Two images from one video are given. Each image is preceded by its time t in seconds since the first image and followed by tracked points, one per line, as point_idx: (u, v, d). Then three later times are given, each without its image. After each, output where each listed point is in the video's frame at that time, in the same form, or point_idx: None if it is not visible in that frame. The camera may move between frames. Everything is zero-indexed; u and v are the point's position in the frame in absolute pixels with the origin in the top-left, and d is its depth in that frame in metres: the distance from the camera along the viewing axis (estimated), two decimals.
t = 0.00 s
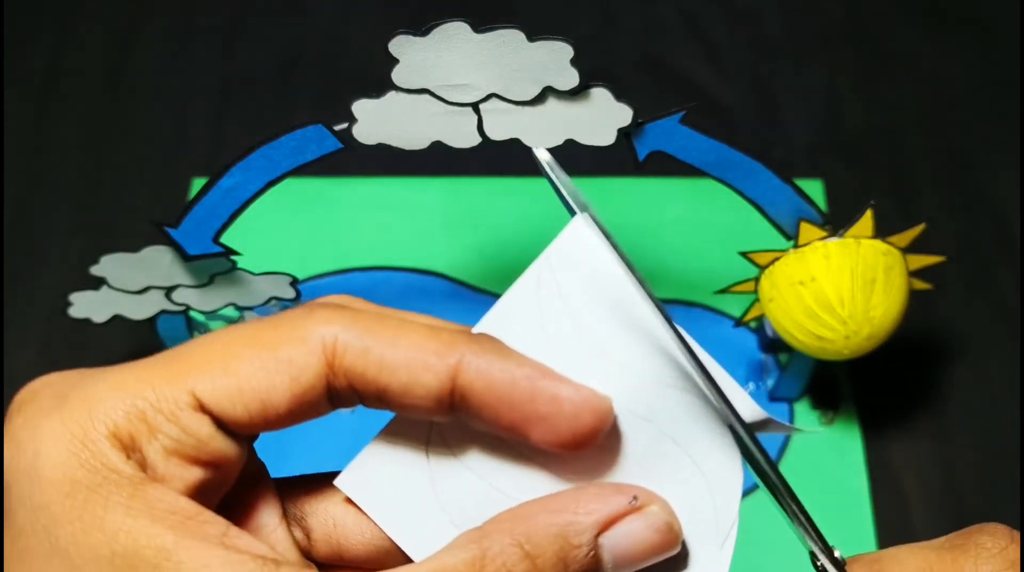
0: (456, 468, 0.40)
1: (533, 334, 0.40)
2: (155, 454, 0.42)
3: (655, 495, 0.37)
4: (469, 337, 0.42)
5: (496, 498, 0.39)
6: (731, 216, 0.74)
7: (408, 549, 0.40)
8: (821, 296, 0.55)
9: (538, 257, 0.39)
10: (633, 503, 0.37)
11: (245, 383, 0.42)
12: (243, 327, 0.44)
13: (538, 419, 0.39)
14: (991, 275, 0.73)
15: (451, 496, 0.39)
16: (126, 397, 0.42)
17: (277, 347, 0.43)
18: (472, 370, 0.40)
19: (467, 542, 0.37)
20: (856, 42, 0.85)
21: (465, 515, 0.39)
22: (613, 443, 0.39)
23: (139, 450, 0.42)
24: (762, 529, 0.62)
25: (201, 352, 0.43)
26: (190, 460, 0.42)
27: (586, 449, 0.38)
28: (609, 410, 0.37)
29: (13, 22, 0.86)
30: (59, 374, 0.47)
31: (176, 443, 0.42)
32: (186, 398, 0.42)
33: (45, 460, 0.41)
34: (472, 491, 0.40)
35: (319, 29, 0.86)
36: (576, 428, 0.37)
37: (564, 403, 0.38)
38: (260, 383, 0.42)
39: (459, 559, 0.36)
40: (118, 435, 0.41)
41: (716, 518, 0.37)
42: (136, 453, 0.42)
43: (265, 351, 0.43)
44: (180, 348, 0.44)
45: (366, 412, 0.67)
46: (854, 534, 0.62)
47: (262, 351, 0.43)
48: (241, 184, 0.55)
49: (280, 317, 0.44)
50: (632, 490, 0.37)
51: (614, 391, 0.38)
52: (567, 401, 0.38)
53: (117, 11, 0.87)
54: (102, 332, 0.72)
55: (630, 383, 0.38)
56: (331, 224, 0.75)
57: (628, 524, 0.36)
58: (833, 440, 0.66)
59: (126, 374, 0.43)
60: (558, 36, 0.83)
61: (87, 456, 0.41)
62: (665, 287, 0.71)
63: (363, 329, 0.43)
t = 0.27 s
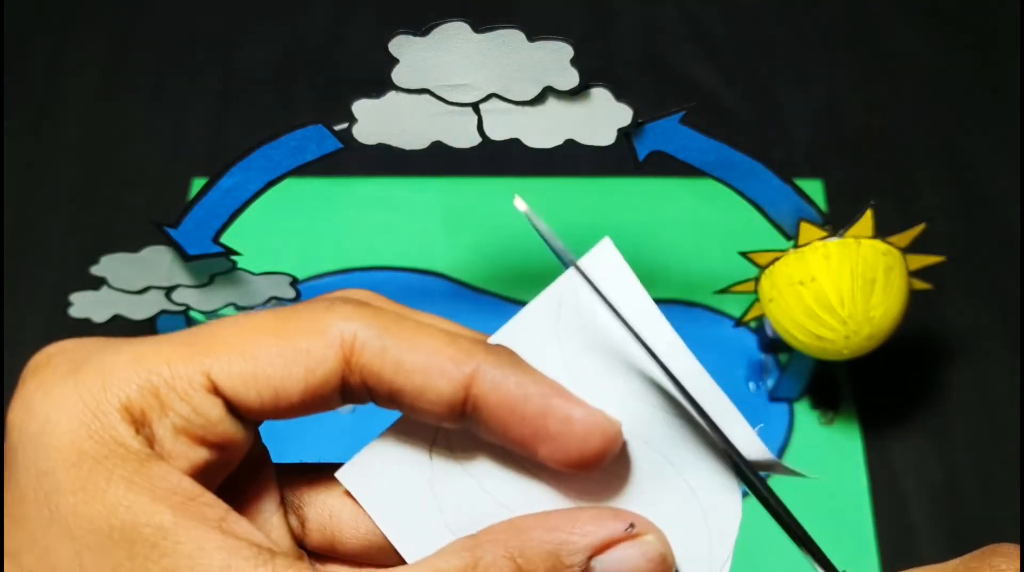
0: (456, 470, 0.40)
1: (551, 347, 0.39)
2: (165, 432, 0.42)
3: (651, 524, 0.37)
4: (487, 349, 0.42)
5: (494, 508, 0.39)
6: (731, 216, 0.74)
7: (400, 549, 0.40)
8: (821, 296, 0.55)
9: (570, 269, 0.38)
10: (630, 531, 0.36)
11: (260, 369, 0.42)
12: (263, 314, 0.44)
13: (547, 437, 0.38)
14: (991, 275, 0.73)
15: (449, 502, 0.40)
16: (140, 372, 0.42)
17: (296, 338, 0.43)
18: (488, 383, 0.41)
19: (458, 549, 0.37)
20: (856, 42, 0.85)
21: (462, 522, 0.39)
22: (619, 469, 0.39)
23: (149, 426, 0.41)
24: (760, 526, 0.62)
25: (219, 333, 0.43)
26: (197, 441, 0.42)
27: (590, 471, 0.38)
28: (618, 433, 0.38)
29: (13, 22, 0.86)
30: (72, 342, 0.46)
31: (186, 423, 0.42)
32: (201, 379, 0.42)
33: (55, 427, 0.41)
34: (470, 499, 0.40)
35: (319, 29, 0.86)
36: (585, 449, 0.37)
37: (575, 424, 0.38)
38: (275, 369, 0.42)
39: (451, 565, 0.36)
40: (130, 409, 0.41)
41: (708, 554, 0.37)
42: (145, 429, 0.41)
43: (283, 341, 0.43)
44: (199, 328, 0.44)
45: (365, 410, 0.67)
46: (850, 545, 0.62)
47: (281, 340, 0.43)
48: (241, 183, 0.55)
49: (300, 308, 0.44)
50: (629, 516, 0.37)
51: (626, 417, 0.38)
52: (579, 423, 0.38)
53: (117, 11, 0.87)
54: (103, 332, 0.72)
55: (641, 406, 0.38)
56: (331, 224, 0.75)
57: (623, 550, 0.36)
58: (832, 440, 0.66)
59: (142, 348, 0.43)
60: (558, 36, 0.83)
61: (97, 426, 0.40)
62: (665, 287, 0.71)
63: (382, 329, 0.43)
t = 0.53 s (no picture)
0: (470, 472, 0.41)
1: (574, 360, 0.39)
2: (184, 411, 0.41)
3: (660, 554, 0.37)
4: (514, 359, 0.41)
5: (503, 517, 0.40)
6: (732, 215, 0.74)
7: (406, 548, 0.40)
8: (821, 296, 0.55)
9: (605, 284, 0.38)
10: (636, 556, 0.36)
11: (286, 357, 0.41)
12: (294, 302, 0.43)
13: (566, 452, 0.38)
14: (992, 275, 0.73)
15: (458, 506, 0.40)
16: (166, 347, 0.41)
17: (326, 328, 0.42)
18: (511, 394, 0.40)
19: (463, 552, 0.37)
20: (856, 43, 0.85)
21: (470, 528, 0.39)
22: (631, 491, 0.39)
23: (170, 404, 0.40)
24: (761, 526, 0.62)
25: (249, 316, 0.42)
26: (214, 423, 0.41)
27: (605, 489, 0.38)
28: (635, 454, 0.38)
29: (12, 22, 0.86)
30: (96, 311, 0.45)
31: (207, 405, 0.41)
32: (226, 361, 0.41)
33: (76, 394, 0.39)
34: (480, 504, 0.40)
35: (319, 29, 0.86)
36: (601, 468, 0.37)
37: (592, 442, 0.38)
38: (301, 358, 0.41)
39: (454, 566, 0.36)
40: (153, 384, 0.40)
41: None
42: (166, 406, 0.40)
43: (312, 331, 0.42)
44: (228, 307, 0.43)
45: (364, 409, 0.67)
46: (851, 545, 0.62)
47: (309, 329, 0.42)
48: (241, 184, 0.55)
49: (331, 298, 0.44)
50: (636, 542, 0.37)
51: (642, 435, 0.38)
52: (596, 443, 0.37)
53: (117, 12, 0.87)
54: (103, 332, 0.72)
55: (658, 426, 0.38)
56: (331, 224, 0.75)
57: None
58: (834, 440, 0.65)
59: (170, 324, 0.42)
60: (558, 37, 0.83)
61: (118, 399, 0.39)
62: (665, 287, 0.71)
63: (412, 330, 0.42)
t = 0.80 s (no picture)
0: (465, 475, 0.41)
1: (579, 371, 0.41)
2: (184, 405, 0.41)
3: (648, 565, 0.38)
4: (518, 368, 0.41)
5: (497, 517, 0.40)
6: (731, 216, 0.74)
7: (399, 548, 0.40)
8: (820, 296, 0.55)
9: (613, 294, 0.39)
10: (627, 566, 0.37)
11: (287, 357, 0.41)
12: (299, 301, 0.43)
13: (564, 462, 0.39)
14: (991, 275, 0.73)
15: (451, 505, 0.40)
16: (169, 340, 0.41)
17: (329, 330, 0.42)
18: (513, 400, 0.40)
19: (455, 553, 0.37)
20: (856, 43, 0.85)
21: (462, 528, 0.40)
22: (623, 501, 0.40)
23: (171, 399, 0.40)
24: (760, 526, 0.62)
25: (253, 313, 0.42)
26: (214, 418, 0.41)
27: (601, 497, 0.39)
28: (632, 465, 0.38)
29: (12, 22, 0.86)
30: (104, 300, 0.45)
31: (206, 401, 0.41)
32: (227, 357, 0.41)
33: (76, 385, 0.39)
34: (474, 506, 0.40)
35: (319, 29, 0.86)
36: (598, 477, 0.38)
37: (591, 452, 0.38)
38: (301, 358, 0.41)
39: (446, 566, 0.36)
40: (154, 377, 0.40)
41: None
42: (165, 400, 0.40)
43: (315, 331, 0.42)
44: (234, 303, 0.43)
45: (364, 409, 0.67)
46: (849, 545, 0.62)
47: (312, 330, 0.41)
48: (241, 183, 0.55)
49: (337, 299, 0.43)
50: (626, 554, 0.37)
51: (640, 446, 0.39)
52: (596, 453, 0.38)
53: (116, 12, 0.87)
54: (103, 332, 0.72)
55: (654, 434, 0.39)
56: (331, 223, 0.75)
57: None
58: (832, 440, 0.65)
59: (175, 317, 0.42)
60: (558, 37, 0.83)
61: (118, 390, 0.39)
62: (665, 287, 0.71)
63: (416, 333, 0.42)
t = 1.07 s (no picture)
0: (467, 471, 0.41)
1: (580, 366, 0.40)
2: (187, 405, 0.41)
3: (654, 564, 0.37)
4: (521, 364, 0.41)
5: (500, 514, 0.40)
6: (732, 215, 0.74)
7: (402, 546, 0.40)
8: (821, 296, 0.55)
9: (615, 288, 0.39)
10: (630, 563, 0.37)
11: (290, 355, 0.41)
12: (302, 297, 0.43)
13: (569, 457, 0.39)
14: (991, 275, 0.73)
15: (454, 502, 0.40)
16: (170, 339, 0.41)
17: (332, 327, 0.42)
18: (516, 397, 0.40)
19: (457, 552, 0.37)
20: (857, 43, 0.85)
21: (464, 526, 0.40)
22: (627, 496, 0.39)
23: (173, 398, 0.40)
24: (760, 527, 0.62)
25: (255, 310, 0.42)
26: (217, 417, 0.42)
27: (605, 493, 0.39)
28: (637, 460, 0.38)
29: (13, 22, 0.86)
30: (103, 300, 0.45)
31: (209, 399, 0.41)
32: (230, 356, 0.41)
33: (77, 385, 0.39)
34: (477, 503, 0.40)
35: (319, 29, 0.86)
36: (602, 473, 0.37)
37: (596, 448, 0.38)
38: (304, 356, 0.41)
39: (448, 566, 0.36)
40: (156, 377, 0.40)
41: None
42: (167, 400, 0.40)
43: (318, 328, 0.42)
44: (235, 301, 0.43)
45: (364, 409, 0.67)
46: (850, 545, 0.62)
47: (316, 327, 0.42)
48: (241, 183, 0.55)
49: (339, 295, 0.43)
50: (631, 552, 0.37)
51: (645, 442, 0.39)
52: (600, 447, 0.38)
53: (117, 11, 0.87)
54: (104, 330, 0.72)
55: (656, 430, 0.39)
56: (332, 223, 0.75)
57: None
58: (833, 440, 0.65)
59: (176, 316, 0.42)
60: (558, 37, 0.83)
61: (120, 391, 0.39)
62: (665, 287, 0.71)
63: (420, 330, 0.42)
